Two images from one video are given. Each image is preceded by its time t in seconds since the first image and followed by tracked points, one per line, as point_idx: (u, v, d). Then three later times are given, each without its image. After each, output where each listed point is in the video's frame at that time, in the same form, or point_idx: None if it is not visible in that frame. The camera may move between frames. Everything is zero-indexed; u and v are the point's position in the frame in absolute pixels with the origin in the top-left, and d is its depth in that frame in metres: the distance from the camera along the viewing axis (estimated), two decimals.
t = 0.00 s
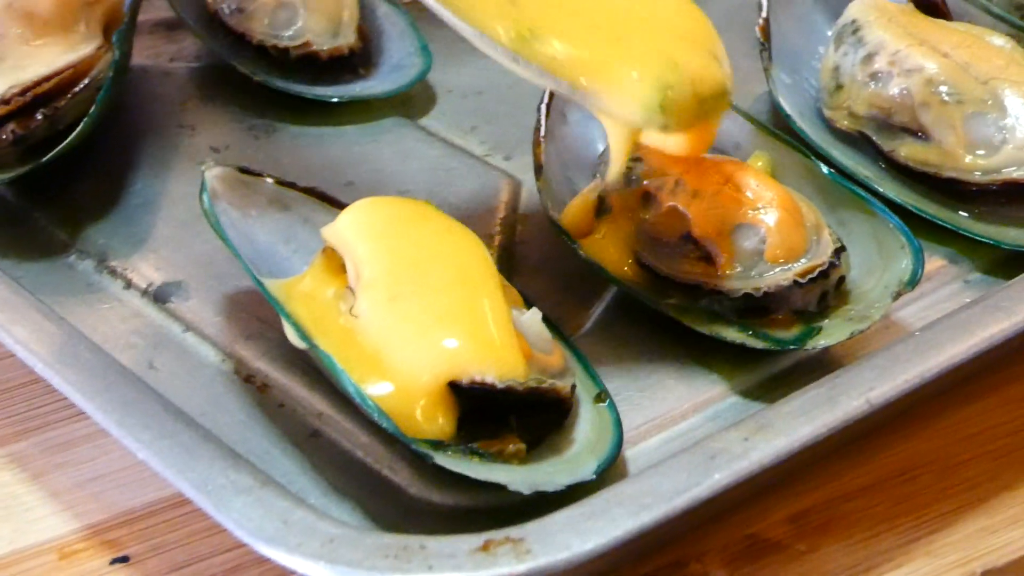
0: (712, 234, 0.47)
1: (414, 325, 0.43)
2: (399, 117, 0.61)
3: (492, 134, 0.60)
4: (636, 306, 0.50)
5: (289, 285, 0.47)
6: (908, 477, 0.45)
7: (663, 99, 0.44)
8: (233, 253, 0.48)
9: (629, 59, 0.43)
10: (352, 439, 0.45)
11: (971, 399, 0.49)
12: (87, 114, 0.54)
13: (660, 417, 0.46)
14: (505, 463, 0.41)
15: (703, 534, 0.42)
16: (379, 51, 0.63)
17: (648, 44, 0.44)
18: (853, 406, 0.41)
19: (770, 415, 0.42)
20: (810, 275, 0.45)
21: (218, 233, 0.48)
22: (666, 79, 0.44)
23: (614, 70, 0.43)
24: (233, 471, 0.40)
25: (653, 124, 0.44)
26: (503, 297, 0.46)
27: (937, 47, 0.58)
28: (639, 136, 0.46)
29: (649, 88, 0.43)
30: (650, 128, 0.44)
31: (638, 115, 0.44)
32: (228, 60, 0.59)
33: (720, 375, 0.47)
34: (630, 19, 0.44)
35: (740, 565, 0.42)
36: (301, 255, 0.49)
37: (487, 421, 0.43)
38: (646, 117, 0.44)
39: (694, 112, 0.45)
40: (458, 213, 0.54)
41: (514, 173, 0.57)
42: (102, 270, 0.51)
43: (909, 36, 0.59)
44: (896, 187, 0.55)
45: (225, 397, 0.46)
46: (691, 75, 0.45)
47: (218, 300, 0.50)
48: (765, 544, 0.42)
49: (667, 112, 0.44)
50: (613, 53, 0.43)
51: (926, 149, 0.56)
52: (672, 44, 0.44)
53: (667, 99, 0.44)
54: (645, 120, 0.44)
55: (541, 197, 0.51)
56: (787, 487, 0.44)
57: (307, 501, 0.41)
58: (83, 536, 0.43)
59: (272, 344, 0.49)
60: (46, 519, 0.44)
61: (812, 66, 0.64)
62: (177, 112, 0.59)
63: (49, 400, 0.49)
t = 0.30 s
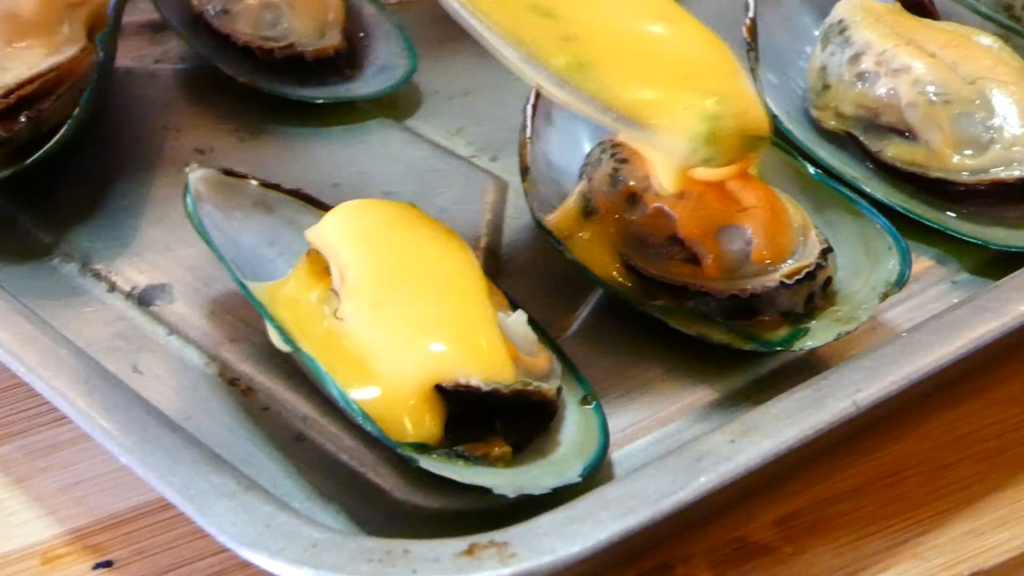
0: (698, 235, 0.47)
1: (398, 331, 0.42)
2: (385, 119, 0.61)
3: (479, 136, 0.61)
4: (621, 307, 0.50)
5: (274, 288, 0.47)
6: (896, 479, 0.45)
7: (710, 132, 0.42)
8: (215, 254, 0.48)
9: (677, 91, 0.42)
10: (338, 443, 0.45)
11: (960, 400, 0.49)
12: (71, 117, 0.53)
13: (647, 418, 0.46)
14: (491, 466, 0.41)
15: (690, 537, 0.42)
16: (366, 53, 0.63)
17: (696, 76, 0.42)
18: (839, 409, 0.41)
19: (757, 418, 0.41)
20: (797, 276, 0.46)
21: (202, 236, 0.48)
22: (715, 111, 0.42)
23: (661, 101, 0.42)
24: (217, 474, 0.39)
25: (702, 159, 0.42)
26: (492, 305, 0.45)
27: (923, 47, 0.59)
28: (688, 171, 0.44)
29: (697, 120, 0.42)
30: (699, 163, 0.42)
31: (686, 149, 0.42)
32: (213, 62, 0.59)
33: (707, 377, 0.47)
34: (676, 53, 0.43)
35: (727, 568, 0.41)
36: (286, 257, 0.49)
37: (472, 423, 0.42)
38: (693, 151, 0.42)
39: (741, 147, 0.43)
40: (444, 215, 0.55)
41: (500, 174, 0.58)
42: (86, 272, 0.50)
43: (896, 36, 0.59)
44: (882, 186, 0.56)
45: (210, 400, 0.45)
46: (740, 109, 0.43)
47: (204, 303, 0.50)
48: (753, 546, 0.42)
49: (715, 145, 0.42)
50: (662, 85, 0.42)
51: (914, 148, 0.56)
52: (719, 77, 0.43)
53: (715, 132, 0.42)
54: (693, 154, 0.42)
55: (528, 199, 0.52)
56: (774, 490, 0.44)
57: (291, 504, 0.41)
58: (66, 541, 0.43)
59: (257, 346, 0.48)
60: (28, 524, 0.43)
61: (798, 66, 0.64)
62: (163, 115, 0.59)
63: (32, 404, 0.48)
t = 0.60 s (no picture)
0: (694, 233, 0.46)
1: (396, 329, 0.42)
2: (379, 116, 0.61)
3: (474, 133, 0.61)
4: (615, 304, 0.50)
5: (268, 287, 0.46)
6: (892, 477, 0.45)
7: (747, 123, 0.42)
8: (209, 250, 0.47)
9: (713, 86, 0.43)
10: (333, 440, 0.45)
11: (956, 398, 0.49)
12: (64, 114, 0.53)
13: (643, 416, 0.46)
14: (486, 464, 0.41)
15: (686, 535, 0.42)
16: (361, 51, 0.63)
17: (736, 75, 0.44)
18: (835, 406, 0.41)
19: (752, 415, 0.41)
20: (793, 274, 0.46)
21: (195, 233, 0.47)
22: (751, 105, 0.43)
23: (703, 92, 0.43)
24: (211, 470, 0.39)
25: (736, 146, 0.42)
26: (486, 298, 0.45)
27: (920, 43, 0.58)
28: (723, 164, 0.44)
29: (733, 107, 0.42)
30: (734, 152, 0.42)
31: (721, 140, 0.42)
32: (207, 61, 0.59)
33: (702, 375, 0.47)
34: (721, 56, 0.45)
35: (722, 566, 0.41)
36: (280, 255, 0.49)
37: (468, 421, 0.42)
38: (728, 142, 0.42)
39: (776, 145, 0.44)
40: (440, 212, 0.55)
41: (496, 172, 0.58)
42: (80, 269, 0.50)
43: (894, 33, 0.59)
44: (878, 183, 0.56)
45: (204, 397, 0.45)
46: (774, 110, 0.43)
47: (199, 300, 0.50)
48: (750, 544, 0.42)
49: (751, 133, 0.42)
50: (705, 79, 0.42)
51: (911, 146, 0.57)
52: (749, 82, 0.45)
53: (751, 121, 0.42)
54: (727, 143, 0.42)
55: (523, 196, 0.51)
56: (770, 488, 0.44)
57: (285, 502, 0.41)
58: (60, 539, 0.43)
59: (251, 344, 0.48)
60: (21, 521, 0.43)
61: (795, 63, 0.64)
62: (157, 112, 0.59)
63: (25, 402, 0.48)
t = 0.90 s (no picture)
0: (692, 230, 0.46)
1: (395, 328, 0.42)
2: (375, 114, 0.61)
3: (470, 131, 0.61)
4: (613, 300, 0.50)
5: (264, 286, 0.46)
6: (891, 474, 0.45)
7: (775, 131, 0.40)
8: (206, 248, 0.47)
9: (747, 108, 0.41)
10: (330, 438, 0.45)
11: (953, 395, 0.49)
12: (60, 112, 0.53)
13: (640, 414, 0.46)
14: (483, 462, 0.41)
15: (684, 532, 0.42)
16: (358, 48, 0.63)
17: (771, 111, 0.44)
18: (834, 402, 0.41)
19: (750, 412, 0.41)
20: (792, 271, 0.45)
21: (191, 232, 0.47)
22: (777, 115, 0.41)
23: (737, 110, 0.41)
24: (208, 468, 0.39)
25: (764, 155, 0.40)
26: (482, 296, 0.45)
27: (916, 41, 0.58)
28: (754, 175, 0.41)
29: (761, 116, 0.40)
30: (763, 161, 0.40)
31: (748, 148, 0.40)
32: (203, 58, 0.58)
33: (700, 371, 0.47)
34: (731, 77, 0.46)
35: (721, 564, 0.41)
36: (277, 253, 0.49)
37: (464, 419, 0.42)
38: (755, 150, 0.40)
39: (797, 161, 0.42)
40: (437, 211, 0.55)
41: (492, 170, 0.58)
42: (76, 268, 0.50)
43: (890, 30, 0.59)
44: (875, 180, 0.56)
45: (201, 396, 0.45)
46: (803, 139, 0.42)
47: (195, 298, 0.50)
48: (748, 541, 0.42)
49: (778, 145, 0.40)
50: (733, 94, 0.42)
51: (908, 144, 0.56)
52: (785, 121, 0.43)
53: (780, 130, 0.40)
54: (755, 151, 0.40)
55: (521, 193, 0.52)
56: (767, 485, 0.44)
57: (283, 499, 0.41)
58: (56, 538, 0.42)
59: (247, 342, 0.48)
60: (17, 520, 0.43)
61: (792, 60, 0.64)
62: (153, 111, 0.59)
63: (20, 401, 0.48)
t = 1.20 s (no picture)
0: (694, 218, 0.46)
1: (392, 319, 0.42)
2: (373, 107, 0.61)
3: (468, 124, 0.61)
4: (614, 292, 0.50)
5: (263, 276, 0.46)
6: (890, 465, 0.45)
7: (711, 110, 0.45)
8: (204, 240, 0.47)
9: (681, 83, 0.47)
10: (328, 429, 0.44)
11: (953, 386, 0.49)
12: (57, 104, 0.53)
13: (640, 405, 0.46)
14: (482, 452, 0.41)
15: (683, 523, 0.42)
16: (357, 41, 0.63)
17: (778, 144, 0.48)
18: (833, 393, 0.41)
19: (750, 403, 0.41)
20: (795, 262, 0.45)
21: (190, 222, 0.47)
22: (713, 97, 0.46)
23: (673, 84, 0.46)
24: (206, 458, 0.38)
25: (700, 133, 0.45)
26: (480, 285, 0.45)
27: (916, 33, 0.58)
28: (693, 153, 0.45)
29: (697, 98, 0.45)
30: (697, 138, 0.45)
31: (683, 124, 0.45)
32: (201, 51, 0.59)
33: (700, 363, 0.48)
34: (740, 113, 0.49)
35: (720, 555, 0.41)
36: (275, 244, 0.49)
37: (463, 410, 0.42)
38: (694, 128, 0.45)
39: (765, 170, 0.46)
40: (435, 203, 0.55)
41: (490, 162, 0.58)
42: (74, 260, 0.50)
43: (889, 22, 0.59)
44: (875, 171, 0.56)
45: (199, 387, 0.45)
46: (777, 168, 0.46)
47: (193, 289, 0.50)
48: (747, 532, 0.42)
49: (714, 124, 0.45)
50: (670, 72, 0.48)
51: (906, 136, 0.56)
52: (781, 151, 0.47)
53: (715, 112, 0.45)
54: (694, 130, 0.45)
55: (523, 181, 0.52)
56: (767, 476, 0.44)
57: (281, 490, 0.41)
58: (54, 528, 0.42)
59: (246, 333, 0.48)
60: (15, 512, 0.43)
61: (791, 54, 0.64)
62: (152, 104, 0.59)
63: (18, 392, 0.48)
